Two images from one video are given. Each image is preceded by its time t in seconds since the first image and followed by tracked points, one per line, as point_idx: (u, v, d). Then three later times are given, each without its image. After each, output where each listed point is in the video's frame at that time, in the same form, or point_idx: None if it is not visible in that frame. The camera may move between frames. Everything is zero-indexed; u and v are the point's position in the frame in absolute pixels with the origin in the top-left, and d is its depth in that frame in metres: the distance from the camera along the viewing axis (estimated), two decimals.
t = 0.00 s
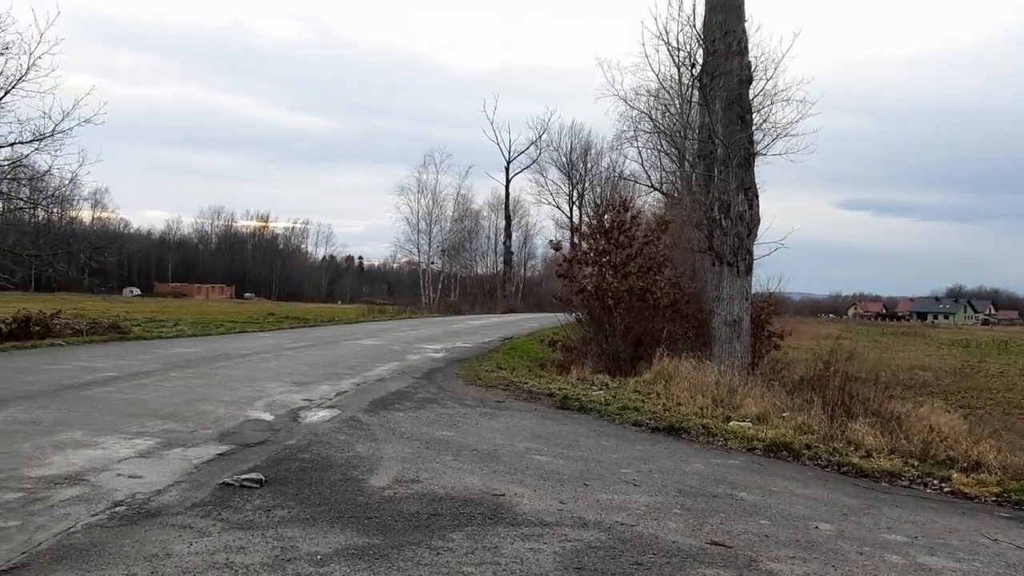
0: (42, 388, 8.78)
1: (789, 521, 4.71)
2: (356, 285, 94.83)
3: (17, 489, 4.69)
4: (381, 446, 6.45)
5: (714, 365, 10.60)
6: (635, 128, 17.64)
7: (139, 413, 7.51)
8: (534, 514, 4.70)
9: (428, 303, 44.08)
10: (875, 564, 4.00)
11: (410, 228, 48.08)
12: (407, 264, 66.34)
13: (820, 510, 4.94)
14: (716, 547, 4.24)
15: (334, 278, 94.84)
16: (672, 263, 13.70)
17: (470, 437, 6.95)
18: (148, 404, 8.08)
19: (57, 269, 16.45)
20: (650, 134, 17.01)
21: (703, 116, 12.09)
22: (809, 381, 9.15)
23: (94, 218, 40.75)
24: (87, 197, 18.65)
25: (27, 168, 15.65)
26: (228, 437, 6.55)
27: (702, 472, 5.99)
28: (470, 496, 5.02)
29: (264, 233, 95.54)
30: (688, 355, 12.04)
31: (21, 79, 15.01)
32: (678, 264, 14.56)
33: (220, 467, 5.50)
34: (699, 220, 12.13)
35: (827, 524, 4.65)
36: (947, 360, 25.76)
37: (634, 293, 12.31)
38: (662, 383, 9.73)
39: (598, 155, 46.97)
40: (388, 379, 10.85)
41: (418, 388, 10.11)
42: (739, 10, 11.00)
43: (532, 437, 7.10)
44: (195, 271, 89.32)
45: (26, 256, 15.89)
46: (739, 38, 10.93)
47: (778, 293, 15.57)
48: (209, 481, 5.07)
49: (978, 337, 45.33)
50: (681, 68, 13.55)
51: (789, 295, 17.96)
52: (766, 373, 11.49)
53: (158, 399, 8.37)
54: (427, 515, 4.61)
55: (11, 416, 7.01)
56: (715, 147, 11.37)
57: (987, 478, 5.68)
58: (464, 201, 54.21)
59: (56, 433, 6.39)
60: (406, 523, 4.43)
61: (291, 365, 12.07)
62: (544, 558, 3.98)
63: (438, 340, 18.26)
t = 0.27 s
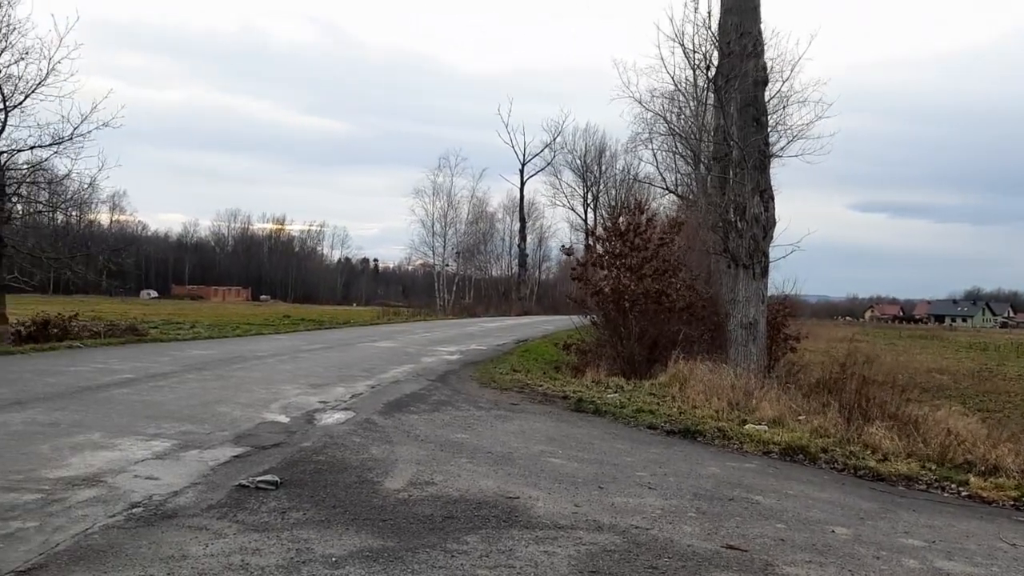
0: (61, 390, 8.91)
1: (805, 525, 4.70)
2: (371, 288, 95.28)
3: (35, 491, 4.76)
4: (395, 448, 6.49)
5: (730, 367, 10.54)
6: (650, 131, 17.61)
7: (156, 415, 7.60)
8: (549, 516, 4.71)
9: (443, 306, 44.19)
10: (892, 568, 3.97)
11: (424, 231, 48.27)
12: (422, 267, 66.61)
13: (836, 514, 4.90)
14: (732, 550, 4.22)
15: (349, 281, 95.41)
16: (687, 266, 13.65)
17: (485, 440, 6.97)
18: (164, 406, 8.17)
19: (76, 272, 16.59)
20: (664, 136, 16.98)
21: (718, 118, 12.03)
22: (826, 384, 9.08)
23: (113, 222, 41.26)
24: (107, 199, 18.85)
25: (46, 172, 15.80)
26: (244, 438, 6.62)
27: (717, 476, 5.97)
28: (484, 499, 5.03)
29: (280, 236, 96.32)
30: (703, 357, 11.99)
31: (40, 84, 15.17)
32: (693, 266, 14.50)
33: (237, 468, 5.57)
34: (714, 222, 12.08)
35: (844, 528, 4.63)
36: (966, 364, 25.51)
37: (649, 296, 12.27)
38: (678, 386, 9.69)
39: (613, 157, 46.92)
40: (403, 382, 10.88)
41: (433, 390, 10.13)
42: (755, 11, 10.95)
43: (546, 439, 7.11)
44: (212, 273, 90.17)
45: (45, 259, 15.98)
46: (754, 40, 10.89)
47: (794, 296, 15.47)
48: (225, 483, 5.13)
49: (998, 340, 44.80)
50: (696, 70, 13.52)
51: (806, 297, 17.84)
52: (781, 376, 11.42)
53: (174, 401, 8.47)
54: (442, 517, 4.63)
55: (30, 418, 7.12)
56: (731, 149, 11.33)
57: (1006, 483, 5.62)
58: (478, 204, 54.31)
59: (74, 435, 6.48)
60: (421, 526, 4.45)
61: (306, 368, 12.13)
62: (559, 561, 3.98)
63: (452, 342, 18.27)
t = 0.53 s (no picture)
0: (78, 390, 9.05)
1: (819, 527, 4.69)
2: (384, 288, 95.67)
3: (52, 489, 4.84)
4: (409, 448, 6.53)
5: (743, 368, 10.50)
6: (663, 131, 17.58)
7: (170, 415, 7.69)
8: (563, 517, 4.73)
9: (455, 307, 44.27)
10: (908, 570, 3.96)
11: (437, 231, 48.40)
12: (435, 267, 66.82)
13: (851, 516, 4.89)
14: (745, 552, 4.22)
15: (363, 281, 95.87)
16: (700, 266, 13.61)
17: (498, 440, 7.00)
18: (179, 405, 8.27)
19: (91, 272, 16.92)
20: (677, 136, 16.94)
21: (732, 118, 11.98)
22: (840, 386, 9.02)
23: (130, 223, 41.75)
24: (122, 200, 19.10)
25: (62, 174, 16.04)
26: (259, 438, 6.69)
27: (731, 477, 5.96)
28: (497, 499, 5.06)
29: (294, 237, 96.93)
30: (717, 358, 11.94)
31: (56, 86, 15.49)
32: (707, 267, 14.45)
33: (251, 468, 5.64)
34: (727, 223, 12.04)
35: (858, 530, 4.61)
36: (982, 364, 25.27)
37: (662, 296, 12.25)
38: (691, 387, 9.67)
39: (626, 157, 46.85)
40: (416, 382, 10.93)
41: (446, 391, 10.17)
42: (768, 11, 10.91)
43: (559, 440, 7.13)
44: (227, 273, 90.87)
45: (61, 259, 16.33)
46: (768, 40, 10.85)
47: (808, 296, 15.38)
48: (239, 482, 5.19)
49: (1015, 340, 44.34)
50: (710, 70, 13.48)
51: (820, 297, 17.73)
52: (796, 377, 11.36)
53: (189, 401, 8.56)
54: (455, 517, 4.66)
55: (47, 417, 7.24)
56: (744, 149, 11.29)
57: (1023, 485, 5.58)
58: (491, 205, 54.43)
59: (90, 434, 6.58)
60: (434, 525, 4.48)
61: (320, 368, 12.21)
62: (572, 562, 4.00)
63: (465, 343, 18.32)
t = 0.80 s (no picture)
0: (93, 390, 9.16)
1: (834, 527, 4.68)
2: (397, 289, 96.01)
3: (68, 489, 4.91)
4: (422, 449, 6.57)
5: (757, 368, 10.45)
6: (675, 130, 17.54)
7: (185, 415, 7.78)
8: (576, 517, 4.75)
9: (467, 307, 44.35)
10: (923, 571, 3.94)
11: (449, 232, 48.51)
12: (448, 268, 66.98)
13: (865, 517, 4.87)
14: (759, 553, 4.22)
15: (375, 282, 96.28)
16: (713, 267, 13.56)
17: (511, 441, 7.02)
18: (193, 405, 8.35)
19: (105, 273, 17.08)
20: (690, 136, 16.89)
21: (745, 117, 11.94)
22: (854, 386, 8.97)
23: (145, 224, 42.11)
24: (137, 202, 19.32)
25: (77, 175, 16.20)
26: (273, 438, 6.75)
27: (744, 478, 5.95)
28: (510, 500, 5.09)
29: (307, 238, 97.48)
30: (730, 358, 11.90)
31: (71, 88, 15.73)
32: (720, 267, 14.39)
33: (265, 468, 5.70)
34: (740, 223, 11.99)
35: (873, 531, 4.60)
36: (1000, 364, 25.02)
37: (675, 296, 12.22)
38: (704, 387, 9.65)
39: (638, 157, 46.76)
40: (429, 382, 10.98)
41: (459, 391, 10.20)
42: (781, 10, 10.87)
43: (572, 440, 7.14)
44: (241, 274, 91.54)
45: (76, 260, 16.56)
46: (781, 39, 10.80)
47: (822, 296, 15.29)
48: (253, 482, 5.26)
49: None
50: (722, 69, 13.43)
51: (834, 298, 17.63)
52: (809, 377, 11.30)
53: (203, 401, 8.65)
54: (468, 517, 4.69)
55: (63, 417, 7.34)
56: (757, 149, 11.24)
57: None
58: (503, 205, 54.48)
59: (105, 434, 6.67)
60: (448, 526, 4.52)
61: (333, 368, 12.29)
62: (585, 562, 4.01)
63: (478, 343, 18.37)
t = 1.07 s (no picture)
0: (106, 390, 9.26)
1: (846, 529, 4.67)
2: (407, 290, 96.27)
3: (81, 489, 4.98)
4: (432, 449, 6.61)
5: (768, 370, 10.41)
6: (685, 131, 17.50)
7: (196, 415, 7.85)
8: (587, 518, 4.76)
9: (477, 308, 44.41)
10: (935, 573, 3.93)
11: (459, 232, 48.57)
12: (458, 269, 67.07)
13: (877, 518, 4.86)
14: (770, 554, 4.22)
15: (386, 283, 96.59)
16: (724, 268, 13.52)
17: (521, 441, 7.04)
18: (205, 406, 8.43)
19: (118, 273, 17.25)
20: (700, 136, 16.84)
21: (756, 118, 11.90)
22: (866, 388, 8.93)
23: (156, 225, 42.42)
24: (149, 203, 19.49)
25: (89, 176, 16.35)
26: (284, 438, 6.81)
27: (755, 479, 5.94)
28: (521, 500, 5.11)
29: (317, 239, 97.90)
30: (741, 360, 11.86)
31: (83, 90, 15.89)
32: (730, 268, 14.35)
33: (276, 468, 5.76)
34: (751, 223, 11.95)
35: (886, 533, 4.59)
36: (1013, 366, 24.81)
37: (686, 297, 12.19)
38: (715, 388, 9.62)
39: (648, 157, 46.66)
40: (439, 383, 11.01)
41: (469, 392, 10.23)
42: (792, 10, 10.83)
43: (583, 441, 7.16)
44: (252, 274, 92.00)
45: (89, 260, 16.74)
46: (792, 39, 10.76)
47: (833, 297, 15.22)
48: (265, 482, 5.32)
49: None
50: (733, 70, 13.40)
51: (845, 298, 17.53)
52: (821, 378, 11.25)
53: (215, 401, 8.72)
54: (479, 518, 4.72)
55: (76, 417, 7.42)
56: (768, 149, 11.20)
57: None
58: (514, 206, 54.51)
59: (118, 434, 6.74)
60: (459, 526, 4.55)
61: (343, 369, 12.34)
62: (597, 563, 4.03)
63: (488, 344, 18.40)
